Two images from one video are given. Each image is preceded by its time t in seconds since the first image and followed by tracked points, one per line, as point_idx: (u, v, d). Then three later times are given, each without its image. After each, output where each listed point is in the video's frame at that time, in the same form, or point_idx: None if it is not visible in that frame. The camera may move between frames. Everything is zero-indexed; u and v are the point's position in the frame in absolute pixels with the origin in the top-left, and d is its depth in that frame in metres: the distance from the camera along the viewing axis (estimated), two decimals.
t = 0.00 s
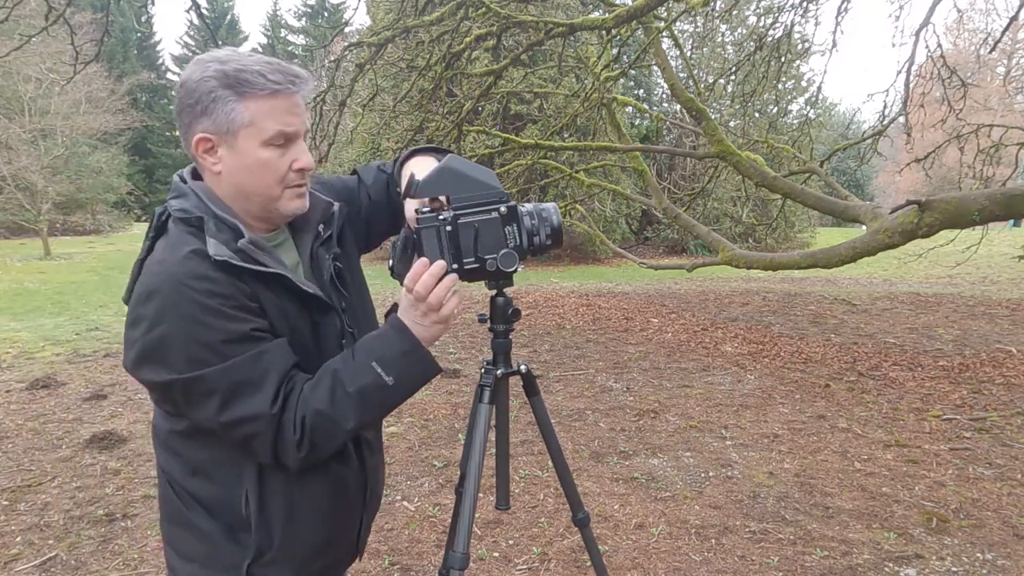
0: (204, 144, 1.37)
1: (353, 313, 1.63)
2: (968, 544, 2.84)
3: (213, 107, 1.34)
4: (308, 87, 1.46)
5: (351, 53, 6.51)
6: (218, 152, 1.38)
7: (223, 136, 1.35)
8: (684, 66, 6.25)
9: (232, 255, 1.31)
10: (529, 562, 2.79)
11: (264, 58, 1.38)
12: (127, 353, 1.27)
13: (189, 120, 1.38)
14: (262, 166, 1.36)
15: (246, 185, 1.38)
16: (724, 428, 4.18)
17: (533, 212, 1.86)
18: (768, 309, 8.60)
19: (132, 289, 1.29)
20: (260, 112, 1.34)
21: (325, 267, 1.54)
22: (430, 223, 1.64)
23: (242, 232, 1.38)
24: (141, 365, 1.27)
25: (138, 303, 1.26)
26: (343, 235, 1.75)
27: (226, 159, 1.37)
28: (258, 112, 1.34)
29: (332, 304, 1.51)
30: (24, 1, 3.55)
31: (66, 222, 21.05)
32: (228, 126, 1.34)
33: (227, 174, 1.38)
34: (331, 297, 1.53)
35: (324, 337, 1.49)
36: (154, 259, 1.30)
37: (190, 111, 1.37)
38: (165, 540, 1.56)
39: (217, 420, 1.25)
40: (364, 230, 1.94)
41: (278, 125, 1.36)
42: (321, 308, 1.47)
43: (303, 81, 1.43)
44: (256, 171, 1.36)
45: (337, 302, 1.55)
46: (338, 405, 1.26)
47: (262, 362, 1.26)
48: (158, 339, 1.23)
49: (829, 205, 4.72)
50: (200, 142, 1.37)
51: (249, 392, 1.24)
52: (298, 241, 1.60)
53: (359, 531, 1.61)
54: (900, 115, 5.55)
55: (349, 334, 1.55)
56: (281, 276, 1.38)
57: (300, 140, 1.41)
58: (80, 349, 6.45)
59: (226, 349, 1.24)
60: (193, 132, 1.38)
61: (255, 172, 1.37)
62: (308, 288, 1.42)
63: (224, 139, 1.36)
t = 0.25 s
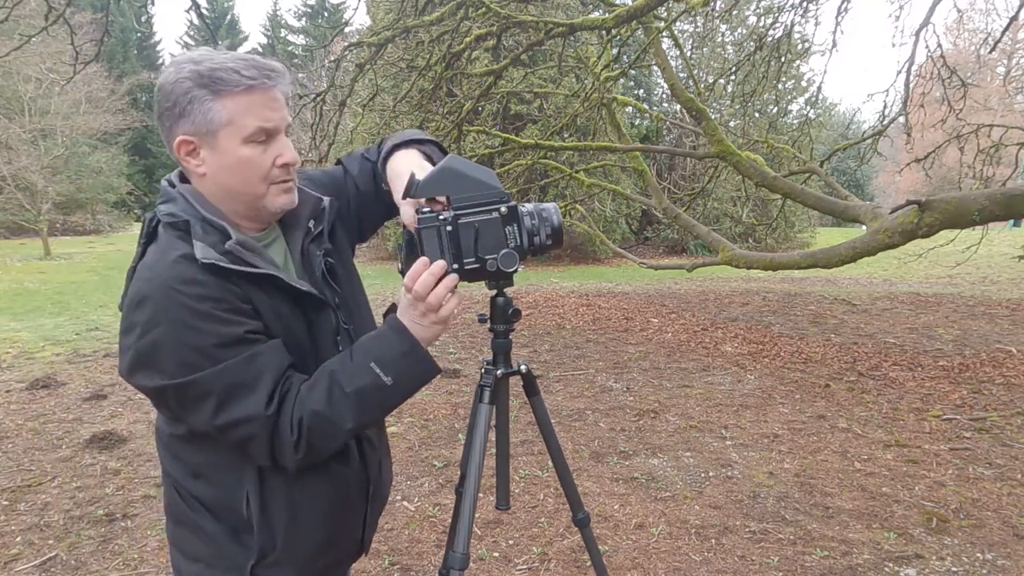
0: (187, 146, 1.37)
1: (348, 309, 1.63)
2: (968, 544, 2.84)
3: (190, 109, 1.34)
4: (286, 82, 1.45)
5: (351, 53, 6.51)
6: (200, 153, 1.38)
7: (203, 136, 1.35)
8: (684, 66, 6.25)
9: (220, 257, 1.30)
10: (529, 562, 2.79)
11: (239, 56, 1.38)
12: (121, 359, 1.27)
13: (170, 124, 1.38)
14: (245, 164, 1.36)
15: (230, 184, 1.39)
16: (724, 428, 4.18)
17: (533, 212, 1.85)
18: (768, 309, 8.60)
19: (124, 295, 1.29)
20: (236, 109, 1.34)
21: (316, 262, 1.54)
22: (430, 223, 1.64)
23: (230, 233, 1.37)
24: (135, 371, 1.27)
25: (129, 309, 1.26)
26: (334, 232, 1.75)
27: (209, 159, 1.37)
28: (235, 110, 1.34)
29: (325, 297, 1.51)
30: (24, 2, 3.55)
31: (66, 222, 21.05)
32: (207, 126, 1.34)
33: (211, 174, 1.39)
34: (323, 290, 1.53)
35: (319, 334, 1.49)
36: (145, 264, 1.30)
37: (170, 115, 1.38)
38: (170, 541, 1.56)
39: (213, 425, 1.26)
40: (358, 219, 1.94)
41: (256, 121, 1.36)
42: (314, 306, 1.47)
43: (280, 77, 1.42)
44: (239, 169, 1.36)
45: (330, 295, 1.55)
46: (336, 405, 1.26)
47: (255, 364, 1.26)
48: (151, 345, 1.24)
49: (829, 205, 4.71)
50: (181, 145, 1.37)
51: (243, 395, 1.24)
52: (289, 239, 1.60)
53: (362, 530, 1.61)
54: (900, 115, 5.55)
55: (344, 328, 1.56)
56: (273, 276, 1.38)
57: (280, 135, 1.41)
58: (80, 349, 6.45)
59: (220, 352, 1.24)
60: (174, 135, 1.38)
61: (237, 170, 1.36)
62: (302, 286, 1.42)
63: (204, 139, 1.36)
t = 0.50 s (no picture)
0: (183, 148, 1.38)
1: (349, 310, 1.63)
2: (968, 544, 2.85)
3: (185, 111, 1.34)
4: (281, 81, 1.45)
5: (351, 53, 6.51)
6: (197, 155, 1.38)
7: (199, 138, 1.36)
8: (685, 66, 6.25)
9: (221, 258, 1.30)
10: (529, 562, 2.79)
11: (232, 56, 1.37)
12: (122, 361, 1.27)
13: (166, 126, 1.39)
14: (242, 163, 1.36)
15: (228, 185, 1.39)
16: (724, 428, 4.18)
17: (533, 212, 1.85)
18: (768, 309, 8.60)
19: (125, 297, 1.29)
20: (231, 109, 1.34)
21: (318, 263, 1.54)
22: (429, 224, 1.65)
23: (231, 234, 1.37)
24: (135, 374, 1.27)
25: (130, 311, 1.26)
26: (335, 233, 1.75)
27: (206, 160, 1.38)
28: (230, 110, 1.34)
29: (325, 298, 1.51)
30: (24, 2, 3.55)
31: (66, 222, 21.05)
32: (203, 127, 1.34)
33: (208, 176, 1.39)
34: (324, 290, 1.53)
35: (319, 335, 1.49)
36: (145, 265, 1.30)
37: (166, 117, 1.38)
38: (170, 545, 1.56)
39: (216, 426, 1.26)
40: (358, 219, 1.95)
41: (252, 121, 1.36)
42: (316, 306, 1.47)
43: (274, 76, 1.42)
44: (236, 169, 1.36)
45: (330, 296, 1.56)
46: (340, 405, 1.26)
47: (258, 365, 1.26)
48: (151, 347, 1.24)
49: (829, 205, 4.72)
50: (178, 148, 1.37)
51: (246, 396, 1.24)
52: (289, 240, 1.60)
53: (363, 530, 1.61)
54: (900, 115, 5.55)
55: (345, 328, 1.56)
56: (274, 277, 1.38)
57: (277, 134, 1.41)
58: (80, 349, 6.45)
59: (222, 353, 1.25)
60: (170, 136, 1.38)
61: (234, 171, 1.37)
62: (302, 287, 1.42)
63: (201, 141, 1.36)
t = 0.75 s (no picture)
0: (186, 149, 1.38)
1: (350, 312, 1.64)
2: (968, 544, 2.85)
3: (187, 112, 1.34)
4: (282, 80, 1.45)
5: (351, 53, 6.51)
6: (200, 156, 1.38)
7: (202, 139, 1.35)
8: (685, 66, 6.24)
9: (224, 263, 1.30)
10: (529, 562, 2.80)
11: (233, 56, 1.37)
12: (119, 365, 1.27)
13: (167, 127, 1.38)
14: (245, 164, 1.36)
15: (231, 186, 1.39)
16: (724, 428, 4.18)
17: (532, 212, 1.85)
18: (769, 309, 8.60)
19: (124, 298, 1.29)
20: (234, 110, 1.34)
21: (321, 267, 1.54)
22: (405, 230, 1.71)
23: (234, 238, 1.37)
24: (134, 378, 1.27)
25: (129, 313, 1.26)
26: (337, 236, 1.76)
27: (209, 162, 1.38)
28: (233, 111, 1.34)
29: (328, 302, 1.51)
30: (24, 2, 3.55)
31: (65, 222, 21.03)
32: (205, 128, 1.34)
33: (211, 176, 1.39)
34: (325, 296, 1.53)
35: (320, 340, 1.49)
36: (146, 267, 1.30)
37: (167, 117, 1.38)
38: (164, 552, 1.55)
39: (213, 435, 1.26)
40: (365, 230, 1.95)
41: (255, 121, 1.36)
42: (316, 312, 1.47)
43: (275, 75, 1.41)
44: (239, 169, 1.36)
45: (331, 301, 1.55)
46: (335, 415, 1.26)
47: (260, 373, 1.26)
48: (150, 352, 1.24)
49: (829, 205, 4.71)
50: (180, 149, 1.37)
51: (243, 405, 1.24)
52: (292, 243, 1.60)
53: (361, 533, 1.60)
54: (900, 115, 5.55)
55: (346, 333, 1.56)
56: (274, 281, 1.37)
57: (279, 134, 1.41)
58: (80, 349, 6.45)
59: (225, 359, 1.25)
60: (172, 137, 1.38)
61: (236, 171, 1.37)
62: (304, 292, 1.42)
63: (203, 142, 1.36)
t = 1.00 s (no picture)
0: (201, 135, 1.32)
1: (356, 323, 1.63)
2: (968, 544, 2.84)
3: (210, 96, 1.30)
4: (305, 81, 1.44)
5: (351, 53, 6.52)
6: (215, 144, 1.32)
7: (221, 127, 1.30)
8: (684, 66, 6.25)
9: (216, 272, 1.24)
10: (529, 562, 2.79)
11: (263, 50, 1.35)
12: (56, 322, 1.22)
13: (185, 110, 1.32)
14: (263, 158, 1.32)
15: (243, 179, 1.33)
16: (724, 428, 4.18)
17: (533, 211, 1.85)
18: (768, 309, 8.60)
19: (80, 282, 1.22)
20: (260, 101, 1.31)
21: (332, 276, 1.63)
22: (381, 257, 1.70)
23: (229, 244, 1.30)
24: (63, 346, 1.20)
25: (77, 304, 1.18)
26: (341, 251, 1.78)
27: (224, 150, 1.32)
28: (257, 103, 1.31)
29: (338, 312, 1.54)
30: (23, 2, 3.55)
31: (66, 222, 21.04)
32: (227, 116, 1.30)
33: (223, 166, 1.33)
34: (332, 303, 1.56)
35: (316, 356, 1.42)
36: (120, 261, 1.23)
37: (186, 100, 1.32)
38: None
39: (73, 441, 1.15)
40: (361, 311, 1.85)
41: (278, 118, 1.33)
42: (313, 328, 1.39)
43: (302, 77, 1.41)
44: (257, 163, 1.32)
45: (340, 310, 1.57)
46: (184, 464, 1.12)
47: (144, 397, 1.13)
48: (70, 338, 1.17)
49: (829, 205, 4.72)
50: (195, 134, 1.31)
51: (109, 423, 1.12)
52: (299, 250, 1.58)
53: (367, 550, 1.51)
54: (900, 115, 5.56)
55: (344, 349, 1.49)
56: (267, 292, 1.31)
57: (299, 134, 1.38)
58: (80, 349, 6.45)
59: (120, 368, 1.12)
60: (188, 122, 1.32)
61: (253, 163, 1.32)
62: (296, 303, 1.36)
63: (221, 130, 1.31)
